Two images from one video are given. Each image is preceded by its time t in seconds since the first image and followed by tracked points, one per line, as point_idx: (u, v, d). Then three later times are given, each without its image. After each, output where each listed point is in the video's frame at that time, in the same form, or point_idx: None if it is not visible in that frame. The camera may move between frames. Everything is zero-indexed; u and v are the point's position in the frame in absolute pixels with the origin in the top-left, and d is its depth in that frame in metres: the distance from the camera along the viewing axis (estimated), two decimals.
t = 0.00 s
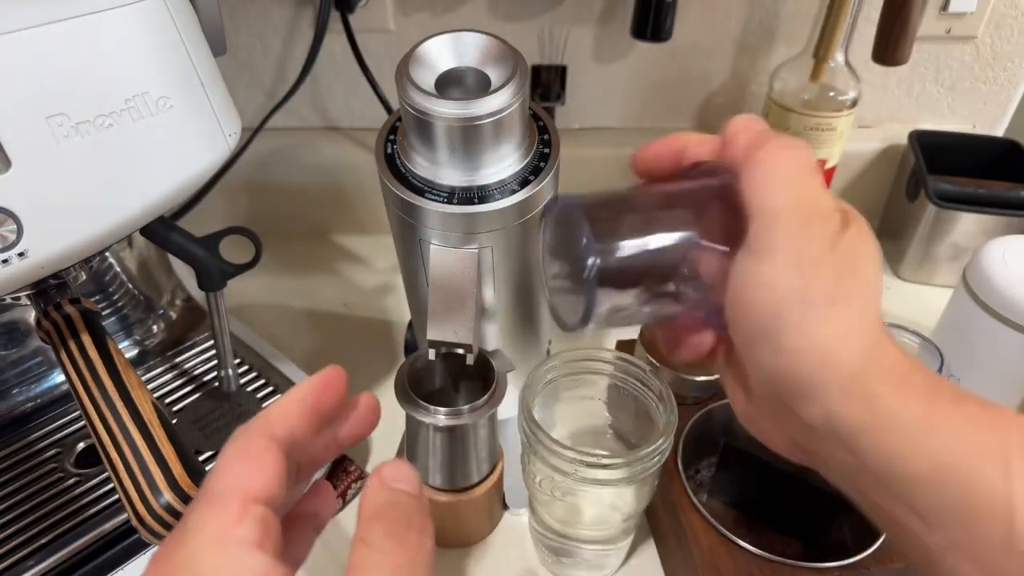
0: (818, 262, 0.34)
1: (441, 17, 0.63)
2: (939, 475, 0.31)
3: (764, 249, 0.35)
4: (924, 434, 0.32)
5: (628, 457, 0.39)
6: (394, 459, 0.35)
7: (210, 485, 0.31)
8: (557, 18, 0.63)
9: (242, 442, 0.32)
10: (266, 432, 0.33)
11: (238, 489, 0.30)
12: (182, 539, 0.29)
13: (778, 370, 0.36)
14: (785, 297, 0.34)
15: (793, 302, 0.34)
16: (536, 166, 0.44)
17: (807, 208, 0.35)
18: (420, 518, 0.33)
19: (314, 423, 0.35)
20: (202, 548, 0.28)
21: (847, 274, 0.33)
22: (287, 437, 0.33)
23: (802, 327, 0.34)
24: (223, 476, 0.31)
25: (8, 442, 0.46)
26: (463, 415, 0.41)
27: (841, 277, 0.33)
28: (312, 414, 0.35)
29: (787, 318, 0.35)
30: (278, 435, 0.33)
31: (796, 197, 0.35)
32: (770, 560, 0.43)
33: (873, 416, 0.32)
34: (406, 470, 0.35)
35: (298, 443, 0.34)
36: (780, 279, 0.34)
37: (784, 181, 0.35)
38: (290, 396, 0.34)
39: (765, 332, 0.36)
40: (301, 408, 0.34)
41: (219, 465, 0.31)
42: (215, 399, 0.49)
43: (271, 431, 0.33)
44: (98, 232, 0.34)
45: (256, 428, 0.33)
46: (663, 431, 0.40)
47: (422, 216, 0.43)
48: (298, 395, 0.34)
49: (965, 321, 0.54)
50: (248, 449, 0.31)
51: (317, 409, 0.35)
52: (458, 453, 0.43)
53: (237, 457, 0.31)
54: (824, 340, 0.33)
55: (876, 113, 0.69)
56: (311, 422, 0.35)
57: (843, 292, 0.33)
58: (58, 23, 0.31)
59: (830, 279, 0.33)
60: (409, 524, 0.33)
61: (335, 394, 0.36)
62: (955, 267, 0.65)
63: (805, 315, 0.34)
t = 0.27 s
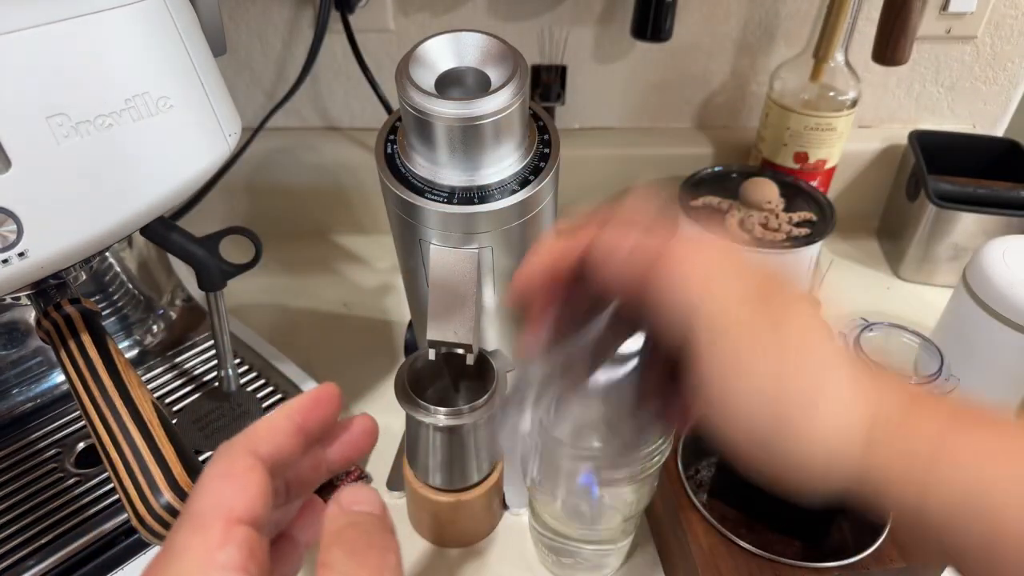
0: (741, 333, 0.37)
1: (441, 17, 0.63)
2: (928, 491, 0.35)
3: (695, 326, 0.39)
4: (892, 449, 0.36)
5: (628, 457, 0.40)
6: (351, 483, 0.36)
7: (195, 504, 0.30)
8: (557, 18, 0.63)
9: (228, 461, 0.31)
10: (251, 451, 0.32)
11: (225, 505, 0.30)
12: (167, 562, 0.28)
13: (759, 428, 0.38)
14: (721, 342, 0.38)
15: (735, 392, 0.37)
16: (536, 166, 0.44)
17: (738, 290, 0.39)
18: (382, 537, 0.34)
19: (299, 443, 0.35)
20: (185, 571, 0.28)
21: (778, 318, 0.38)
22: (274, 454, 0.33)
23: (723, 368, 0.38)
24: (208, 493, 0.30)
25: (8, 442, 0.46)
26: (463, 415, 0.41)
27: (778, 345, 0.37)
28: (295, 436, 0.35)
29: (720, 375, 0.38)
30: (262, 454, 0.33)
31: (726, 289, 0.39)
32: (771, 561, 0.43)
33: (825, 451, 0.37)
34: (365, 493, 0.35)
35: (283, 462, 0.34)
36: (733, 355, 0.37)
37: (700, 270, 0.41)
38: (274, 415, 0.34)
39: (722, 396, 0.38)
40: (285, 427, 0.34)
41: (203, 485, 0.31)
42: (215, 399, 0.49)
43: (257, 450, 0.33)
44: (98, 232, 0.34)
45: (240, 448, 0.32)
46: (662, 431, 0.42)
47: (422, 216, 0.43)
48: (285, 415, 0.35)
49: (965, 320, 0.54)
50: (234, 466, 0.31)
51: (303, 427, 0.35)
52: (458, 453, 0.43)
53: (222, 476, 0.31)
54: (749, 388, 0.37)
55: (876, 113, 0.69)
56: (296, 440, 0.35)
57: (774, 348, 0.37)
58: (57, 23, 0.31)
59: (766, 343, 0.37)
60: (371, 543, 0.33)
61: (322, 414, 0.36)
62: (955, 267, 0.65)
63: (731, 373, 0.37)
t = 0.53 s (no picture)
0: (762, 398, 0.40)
1: (441, 17, 0.63)
2: (868, 485, 0.39)
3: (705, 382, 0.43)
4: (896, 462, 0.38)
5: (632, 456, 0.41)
6: (367, 485, 0.35)
7: (197, 500, 0.29)
8: (557, 17, 0.63)
9: (234, 456, 0.30)
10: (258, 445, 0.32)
11: (230, 499, 0.29)
12: (168, 559, 0.27)
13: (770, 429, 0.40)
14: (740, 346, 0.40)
15: (757, 392, 0.40)
16: (536, 166, 0.44)
17: (744, 312, 0.41)
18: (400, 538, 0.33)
19: (308, 438, 0.34)
20: (189, 566, 0.26)
21: (792, 330, 0.40)
22: (281, 450, 0.33)
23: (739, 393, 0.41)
24: (212, 488, 0.29)
25: (7, 442, 0.46)
26: (464, 415, 0.41)
27: (790, 349, 0.40)
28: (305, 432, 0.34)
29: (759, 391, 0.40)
30: (270, 448, 0.32)
31: (734, 298, 0.42)
32: (770, 560, 0.43)
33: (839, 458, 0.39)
34: (381, 494, 0.35)
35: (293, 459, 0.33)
36: (751, 361, 0.40)
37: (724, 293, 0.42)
38: (285, 410, 0.34)
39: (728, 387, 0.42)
40: (292, 422, 0.34)
41: (207, 478, 0.30)
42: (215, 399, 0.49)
43: (263, 445, 0.32)
44: (99, 231, 0.34)
45: (246, 442, 0.32)
46: (664, 430, 0.42)
47: (422, 215, 0.43)
48: (295, 409, 0.34)
49: (965, 320, 0.54)
50: (242, 459, 0.30)
51: (312, 423, 0.34)
52: (458, 454, 0.43)
53: (228, 470, 0.30)
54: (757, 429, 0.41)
55: (876, 113, 0.69)
56: (305, 436, 0.34)
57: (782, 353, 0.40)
58: (57, 23, 0.31)
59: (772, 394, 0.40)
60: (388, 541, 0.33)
61: (334, 407, 0.36)
62: (955, 267, 0.65)
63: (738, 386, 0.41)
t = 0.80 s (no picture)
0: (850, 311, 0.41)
1: (441, 18, 0.63)
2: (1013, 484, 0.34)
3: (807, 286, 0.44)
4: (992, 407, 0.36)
5: (628, 457, 0.40)
6: (342, 505, 0.35)
7: (166, 524, 0.28)
8: (557, 17, 0.63)
9: (204, 478, 0.29)
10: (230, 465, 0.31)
11: (200, 524, 0.28)
12: None
13: (868, 382, 0.40)
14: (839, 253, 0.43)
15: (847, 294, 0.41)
16: (536, 166, 0.44)
17: (864, 210, 0.44)
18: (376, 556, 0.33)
19: (284, 456, 0.33)
20: None
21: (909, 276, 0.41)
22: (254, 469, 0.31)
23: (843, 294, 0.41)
24: (180, 512, 0.28)
25: (8, 442, 0.46)
26: (464, 415, 0.41)
27: (895, 247, 0.42)
28: (281, 451, 0.33)
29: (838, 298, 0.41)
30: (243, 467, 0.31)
31: (858, 207, 0.44)
32: (769, 560, 0.43)
33: (899, 391, 0.39)
34: (356, 513, 0.34)
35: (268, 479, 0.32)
36: (858, 259, 0.42)
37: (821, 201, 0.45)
38: (260, 427, 0.33)
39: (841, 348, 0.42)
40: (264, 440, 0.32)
41: (177, 501, 0.29)
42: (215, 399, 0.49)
43: (234, 464, 0.31)
44: (97, 232, 0.34)
45: (217, 461, 0.30)
46: (663, 431, 0.41)
47: (422, 215, 0.43)
48: (269, 427, 0.33)
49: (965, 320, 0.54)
50: (212, 481, 0.29)
51: (288, 439, 0.34)
52: (458, 454, 0.43)
53: (199, 493, 0.29)
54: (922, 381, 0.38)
55: (876, 113, 0.69)
56: (278, 456, 0.33)
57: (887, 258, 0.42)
58: (57, 24, 0.31)
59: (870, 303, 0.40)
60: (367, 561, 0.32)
61: (311, 424, 0.35)
62: (955, 267, 0.65)
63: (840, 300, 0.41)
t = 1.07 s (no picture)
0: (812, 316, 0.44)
1: (441, 18, 0.63)
2: (1001, 448, 0.34)
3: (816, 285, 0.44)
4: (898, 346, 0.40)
5: (628, 457, 0.40)
6: (351, 524, 0.35)
7: (155, 544, 0.28)
8: (557, 17, 0.63)
9: (193, 497, 0.30)
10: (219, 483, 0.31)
11: (188, 544, 0.28)
12: None
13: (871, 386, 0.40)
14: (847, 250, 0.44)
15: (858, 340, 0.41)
16: (536, 166, 0.44)
17: (877, 200, 0.46)
18: None
19: (274, 471, 0.34)
20: None
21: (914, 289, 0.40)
22: (243, 486, 0.32)
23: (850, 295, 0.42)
24: (169, 532, 0.28)
25: (8, 442, 0.46)
26: (463, 415, 0.41)
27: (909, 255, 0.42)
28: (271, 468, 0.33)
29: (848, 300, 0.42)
30: (232, 485, 0.31)
31: (872, 195, 0.46)
32: (769, 560, 0.43)
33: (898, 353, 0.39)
34: (365, 535, 0.34)
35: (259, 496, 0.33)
36: (869, 242, 0.43)
37: (847, 185, 0.47)
38: (250, 442, 0.33)
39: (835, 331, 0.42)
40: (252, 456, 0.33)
41: (165, 521, 0.29)
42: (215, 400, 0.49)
43: (224, 481, 0.31)
44: (97, 232, 0.34)
45: (207, 479, 0.31)
46: (663, 431, 0.41)
47: (422, 215, 0.43)
48: (259, 443, 0.33)
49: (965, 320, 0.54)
50: (200, 500, 0.30)
51: (277, 455, 0.34)
52: (458, 454, 0.43)
53: (189, 512, 0.29)
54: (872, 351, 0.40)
55: (876, 113, 0.69)
56: (268, 472, 0.33)
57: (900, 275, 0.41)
58: (57, 23, 0.31)
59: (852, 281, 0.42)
60: None
61: (302, 439, 0.35)
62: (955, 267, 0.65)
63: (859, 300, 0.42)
